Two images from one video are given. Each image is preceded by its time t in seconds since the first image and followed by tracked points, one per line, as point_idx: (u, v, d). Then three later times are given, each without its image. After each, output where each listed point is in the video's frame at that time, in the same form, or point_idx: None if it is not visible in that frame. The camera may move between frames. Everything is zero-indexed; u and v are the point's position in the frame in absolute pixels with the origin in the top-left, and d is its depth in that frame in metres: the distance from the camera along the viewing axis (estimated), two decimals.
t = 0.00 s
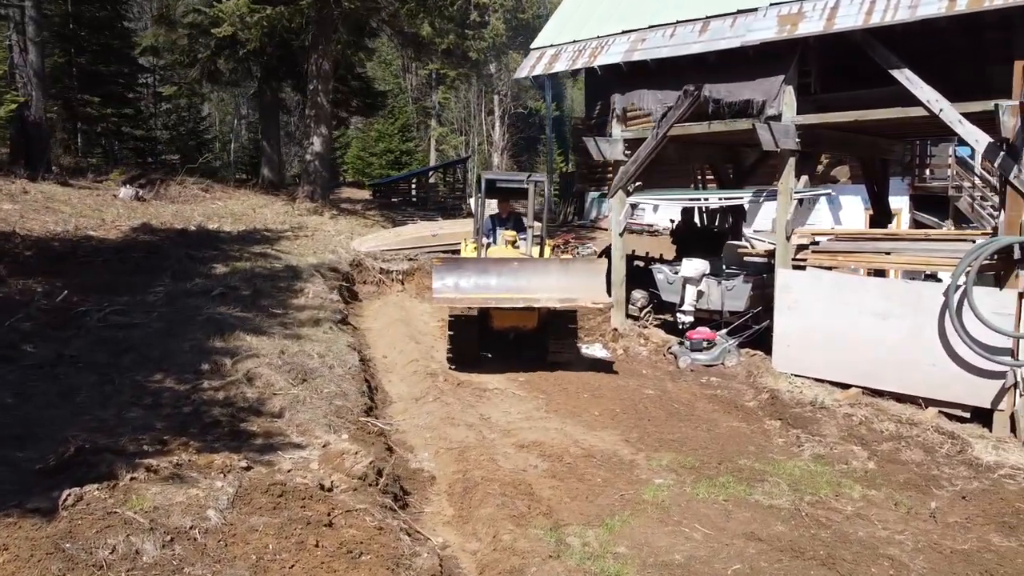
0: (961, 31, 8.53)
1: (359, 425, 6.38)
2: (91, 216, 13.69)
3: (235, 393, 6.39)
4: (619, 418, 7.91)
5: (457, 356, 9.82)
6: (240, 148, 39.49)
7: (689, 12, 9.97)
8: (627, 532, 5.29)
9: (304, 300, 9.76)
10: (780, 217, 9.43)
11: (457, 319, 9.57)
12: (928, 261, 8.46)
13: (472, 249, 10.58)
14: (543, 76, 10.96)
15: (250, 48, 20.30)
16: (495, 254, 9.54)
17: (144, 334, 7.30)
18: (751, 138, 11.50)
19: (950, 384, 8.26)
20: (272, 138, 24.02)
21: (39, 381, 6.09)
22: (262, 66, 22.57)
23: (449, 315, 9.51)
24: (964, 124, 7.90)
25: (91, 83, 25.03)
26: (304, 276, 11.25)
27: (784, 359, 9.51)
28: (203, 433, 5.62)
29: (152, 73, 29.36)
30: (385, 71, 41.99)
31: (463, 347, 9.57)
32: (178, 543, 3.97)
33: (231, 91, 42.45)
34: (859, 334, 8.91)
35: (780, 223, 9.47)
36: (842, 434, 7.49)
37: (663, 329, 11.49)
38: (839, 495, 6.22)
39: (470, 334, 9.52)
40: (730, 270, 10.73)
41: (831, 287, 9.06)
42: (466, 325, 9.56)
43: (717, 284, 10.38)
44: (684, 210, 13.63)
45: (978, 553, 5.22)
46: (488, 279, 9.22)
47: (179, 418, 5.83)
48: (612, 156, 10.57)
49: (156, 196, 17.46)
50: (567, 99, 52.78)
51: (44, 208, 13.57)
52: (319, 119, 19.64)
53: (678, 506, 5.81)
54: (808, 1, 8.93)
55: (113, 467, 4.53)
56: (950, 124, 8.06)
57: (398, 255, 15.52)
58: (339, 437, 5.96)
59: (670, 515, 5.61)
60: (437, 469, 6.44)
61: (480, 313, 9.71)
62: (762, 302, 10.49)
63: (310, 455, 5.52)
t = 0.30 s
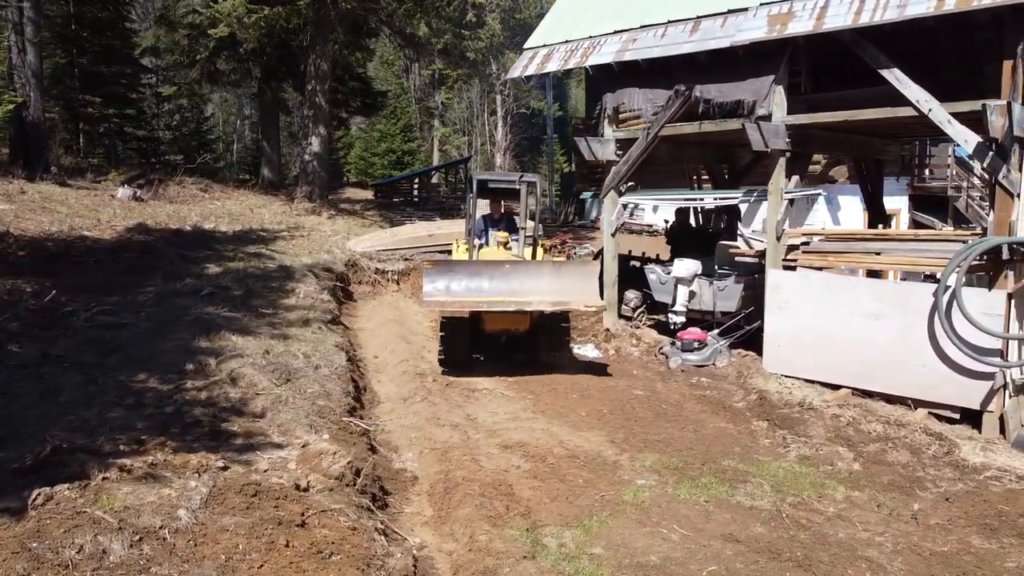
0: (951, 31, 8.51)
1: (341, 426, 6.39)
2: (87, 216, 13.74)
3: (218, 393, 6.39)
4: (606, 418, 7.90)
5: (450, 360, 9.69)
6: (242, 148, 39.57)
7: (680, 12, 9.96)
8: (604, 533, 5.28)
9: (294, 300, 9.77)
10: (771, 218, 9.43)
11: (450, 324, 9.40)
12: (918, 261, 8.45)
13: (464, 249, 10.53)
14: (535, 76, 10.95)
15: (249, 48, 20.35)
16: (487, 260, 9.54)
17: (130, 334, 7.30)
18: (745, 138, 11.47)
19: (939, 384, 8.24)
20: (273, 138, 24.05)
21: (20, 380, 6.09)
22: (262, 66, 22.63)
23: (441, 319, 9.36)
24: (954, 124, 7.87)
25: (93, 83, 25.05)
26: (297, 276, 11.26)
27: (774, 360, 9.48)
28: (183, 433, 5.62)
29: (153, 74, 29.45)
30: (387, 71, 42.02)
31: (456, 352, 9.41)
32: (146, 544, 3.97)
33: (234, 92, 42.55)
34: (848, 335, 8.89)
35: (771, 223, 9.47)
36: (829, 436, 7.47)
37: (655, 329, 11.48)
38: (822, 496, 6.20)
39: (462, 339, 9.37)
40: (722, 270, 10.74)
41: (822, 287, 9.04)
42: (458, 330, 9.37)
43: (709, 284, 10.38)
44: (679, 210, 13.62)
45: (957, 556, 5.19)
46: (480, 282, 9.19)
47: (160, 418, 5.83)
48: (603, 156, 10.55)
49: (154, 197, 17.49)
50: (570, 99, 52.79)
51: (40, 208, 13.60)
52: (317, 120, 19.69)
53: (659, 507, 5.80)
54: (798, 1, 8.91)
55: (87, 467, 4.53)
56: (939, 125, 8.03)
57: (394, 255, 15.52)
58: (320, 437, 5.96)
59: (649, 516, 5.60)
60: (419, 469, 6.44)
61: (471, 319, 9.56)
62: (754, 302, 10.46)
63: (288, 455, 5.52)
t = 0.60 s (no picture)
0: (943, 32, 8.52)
1: (326, 425, 6.42)
2: (87, 216, 13.84)
3: (204, 392, 6.43)
4: (595, 419, 7.90)
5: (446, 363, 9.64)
6: (248, 149, 39.75)
7: (674, 12, 9.95)
8: (582, 533, 5.29)
9: (288, 301, 9.82)
10: (763, 218, 9.40)
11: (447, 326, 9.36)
12: (910, 262, 8.41)
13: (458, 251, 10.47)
14: (531, 76, 10.96)
15: (252, 49, 20.45)
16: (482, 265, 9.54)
17: (120, 333, 7.35)
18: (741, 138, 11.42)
19: (930, 385, 8.21)
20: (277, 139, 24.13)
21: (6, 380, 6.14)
22: (265, 67, 22.74)
23: (438, 322, 9.39)
24: (944, 124, 7.85)
25: (99, 85, 25.23)
26: (293, 276, 11.31)
27: (768, 361, 9.47)
28: (166, 432, 5.66)
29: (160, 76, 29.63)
30: (392, 72, 42.12)
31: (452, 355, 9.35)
32: (119, 541, 4.00)
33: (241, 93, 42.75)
34: (841, 336, 8.85)
35: (763, 223, 9.45)
36: (818, 436, 7.44)
37: (651, 329, 11.48)
38: (806, 498, 6.18)
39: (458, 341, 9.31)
40: (717, 270, 10.72)
41: (813, 288, 9.03)
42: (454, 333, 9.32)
43: (703, 285, 10.39)
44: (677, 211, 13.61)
45: (937, 558, 5.17)
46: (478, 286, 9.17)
47: (145, 417, 5.87)
48: (597, 157, 10.60)
49: (157, 198, 17.60)
50: (578, 99, 52.75)
51: (42, 209, 13.72)
52: (318, 121, 19.79)
53: (640, 507, 5.81)
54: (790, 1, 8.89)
55: (65, 466, 4.56)
56: (930, 125, 8.01)
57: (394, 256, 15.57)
58: (303, 437, 5.99)
59: (629, 517, 5.60)
60: (404, 469, 6.47)
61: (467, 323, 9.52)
62: (748, 302, 10.44)
63: (270, 454, 5.56)
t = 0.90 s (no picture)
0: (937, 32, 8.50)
1: (313, 423, 6.48)
2: (92, 216, 14.00)
3: (193, 390, 6.50)
4: (585, 418, 7.92)
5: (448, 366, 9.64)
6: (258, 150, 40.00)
7: (669, 13, 9.97)
8: (561, 531, 5.33)
9: (285, 300, 9.90)
10: (757, 218, 9.39)
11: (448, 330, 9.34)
12: (902, 262, 8.39)
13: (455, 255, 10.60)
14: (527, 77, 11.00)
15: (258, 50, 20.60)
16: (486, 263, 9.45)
17: (114, 332, 7.44)
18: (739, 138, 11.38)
19: (923, 386, 8.19)
20: (284, 139, 24.27)
21: None
22: (272, 68, 22.88)
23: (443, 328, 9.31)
24: (936, 124, 7.83)
25: (109, 86, 25.48)
26: (292, 276, 11.39)
27: (762, 361, 9.45)
28: (152, 429, 5.74)
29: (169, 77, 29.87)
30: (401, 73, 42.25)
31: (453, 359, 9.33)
32: (95, 536, 4.07)
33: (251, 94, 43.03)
34: (835, 337, 8.83)
35: (757, 223, 9.43)
36: (806, 437, 7.44)
37: (648, 330, 11.48)
38: (789, 497, 6.19)
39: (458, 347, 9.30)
40: (713, 270, 10.72)
41: (808, 288, 9.00)
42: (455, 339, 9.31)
43: (699, 285, 10.40)
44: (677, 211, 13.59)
45: (914, 558, 5.17)
46: (483, 288, 9.13)
47: (133, 415, 5.95)
48: (593, 157, 10.64)
49: (162, 198, 17.76)
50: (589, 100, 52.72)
51: (47, 208, 13.90)
52: (323, 121, 19.92)
53: (621, 506, 5.83)
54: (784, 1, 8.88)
55: (46, 461, 4.63)
56: (922, 125, 7.99)
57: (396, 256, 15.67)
58: (288, 435, 6.06)
59: (610, 516, 5.63)
60: (391, 467, 6.52)
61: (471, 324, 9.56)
62: (744, 302, 10.43)
63: (254, 452, 5.62)
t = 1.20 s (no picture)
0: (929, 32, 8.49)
1: (301, 420, 6.58)
2: (98, 216, 14.18)
3: (183, 387, 6.61)
4: (574, 417, 7.98)
5: (450, 367, 9.57)
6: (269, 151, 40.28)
7: (664, 13, 10.00)
8: (538, 527, 5.39)
9: (282, 299, 10.01)
10: (749, 218, 9.40)
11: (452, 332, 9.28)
12: (894, 262, 8.39)
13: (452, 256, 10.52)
14: (524, 77, 11.05)
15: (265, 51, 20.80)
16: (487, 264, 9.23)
17: (109, 330, 7.56)
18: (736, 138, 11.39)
19: (914, 385, 8.20)
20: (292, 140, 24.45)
21: None
22: (280, 70, 23.06)
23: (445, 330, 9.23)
24: (927, 124, 7.82)
25: (120, 88, 25.77)
26: (291, 275, 11.51)
27: (755, 361, 9.46)
28: (140, 425, 5.84)
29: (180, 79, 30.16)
30: (410, 73, 42.40)
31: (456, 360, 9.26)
32: (73, 527, 4.17)
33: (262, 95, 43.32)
34: (828, 337, 8.83)
35: (749, 223, 9.45)
36: (793, 435, 7.45)
37: (645, 329, 11.51)
38: (771, 495, 6.21)
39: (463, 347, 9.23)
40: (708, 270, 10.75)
41: (801, 288, 9.01)
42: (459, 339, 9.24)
43: (694, 284, 10.43)
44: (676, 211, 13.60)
45: (889, 555, 5.19)
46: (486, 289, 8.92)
47: (122, 410, 6.06)
48: (588, 157, 10.67)
49: (169, 198, 17.95)
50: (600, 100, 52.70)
51: (54, 208, 14.09)
52: (329, 122, 20.07)
53: (601, 503, 5.88)
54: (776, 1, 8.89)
55: (31, 454, 4.74)
56: (913, 125, 7.98)
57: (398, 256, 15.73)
58: (274, 431, 6.15)
59: (589, 512, 5.69)
60: (377, 463, 6.61)
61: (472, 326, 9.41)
62: (739, 302, 10.45)
63: (238, 447, 5.71)
